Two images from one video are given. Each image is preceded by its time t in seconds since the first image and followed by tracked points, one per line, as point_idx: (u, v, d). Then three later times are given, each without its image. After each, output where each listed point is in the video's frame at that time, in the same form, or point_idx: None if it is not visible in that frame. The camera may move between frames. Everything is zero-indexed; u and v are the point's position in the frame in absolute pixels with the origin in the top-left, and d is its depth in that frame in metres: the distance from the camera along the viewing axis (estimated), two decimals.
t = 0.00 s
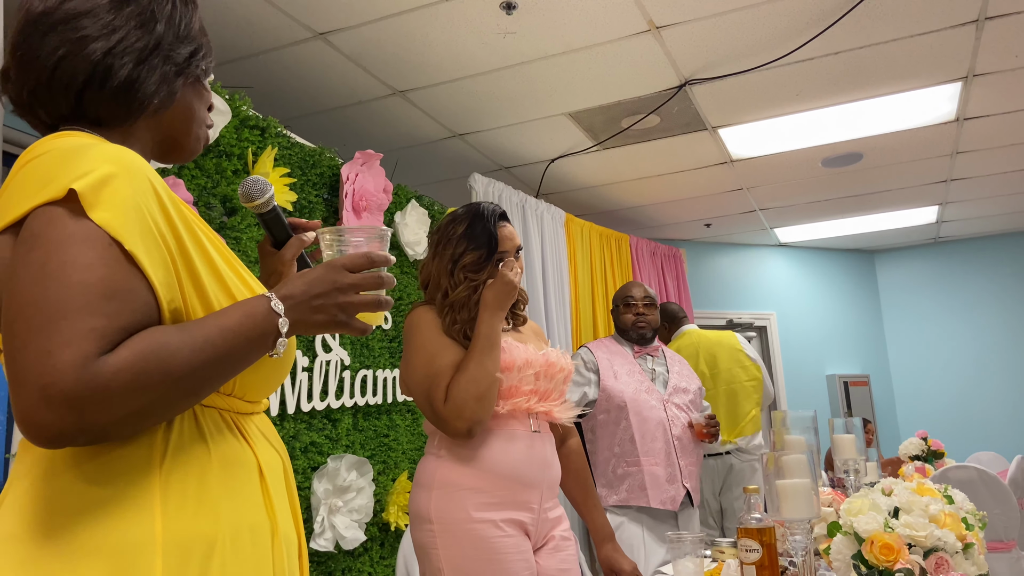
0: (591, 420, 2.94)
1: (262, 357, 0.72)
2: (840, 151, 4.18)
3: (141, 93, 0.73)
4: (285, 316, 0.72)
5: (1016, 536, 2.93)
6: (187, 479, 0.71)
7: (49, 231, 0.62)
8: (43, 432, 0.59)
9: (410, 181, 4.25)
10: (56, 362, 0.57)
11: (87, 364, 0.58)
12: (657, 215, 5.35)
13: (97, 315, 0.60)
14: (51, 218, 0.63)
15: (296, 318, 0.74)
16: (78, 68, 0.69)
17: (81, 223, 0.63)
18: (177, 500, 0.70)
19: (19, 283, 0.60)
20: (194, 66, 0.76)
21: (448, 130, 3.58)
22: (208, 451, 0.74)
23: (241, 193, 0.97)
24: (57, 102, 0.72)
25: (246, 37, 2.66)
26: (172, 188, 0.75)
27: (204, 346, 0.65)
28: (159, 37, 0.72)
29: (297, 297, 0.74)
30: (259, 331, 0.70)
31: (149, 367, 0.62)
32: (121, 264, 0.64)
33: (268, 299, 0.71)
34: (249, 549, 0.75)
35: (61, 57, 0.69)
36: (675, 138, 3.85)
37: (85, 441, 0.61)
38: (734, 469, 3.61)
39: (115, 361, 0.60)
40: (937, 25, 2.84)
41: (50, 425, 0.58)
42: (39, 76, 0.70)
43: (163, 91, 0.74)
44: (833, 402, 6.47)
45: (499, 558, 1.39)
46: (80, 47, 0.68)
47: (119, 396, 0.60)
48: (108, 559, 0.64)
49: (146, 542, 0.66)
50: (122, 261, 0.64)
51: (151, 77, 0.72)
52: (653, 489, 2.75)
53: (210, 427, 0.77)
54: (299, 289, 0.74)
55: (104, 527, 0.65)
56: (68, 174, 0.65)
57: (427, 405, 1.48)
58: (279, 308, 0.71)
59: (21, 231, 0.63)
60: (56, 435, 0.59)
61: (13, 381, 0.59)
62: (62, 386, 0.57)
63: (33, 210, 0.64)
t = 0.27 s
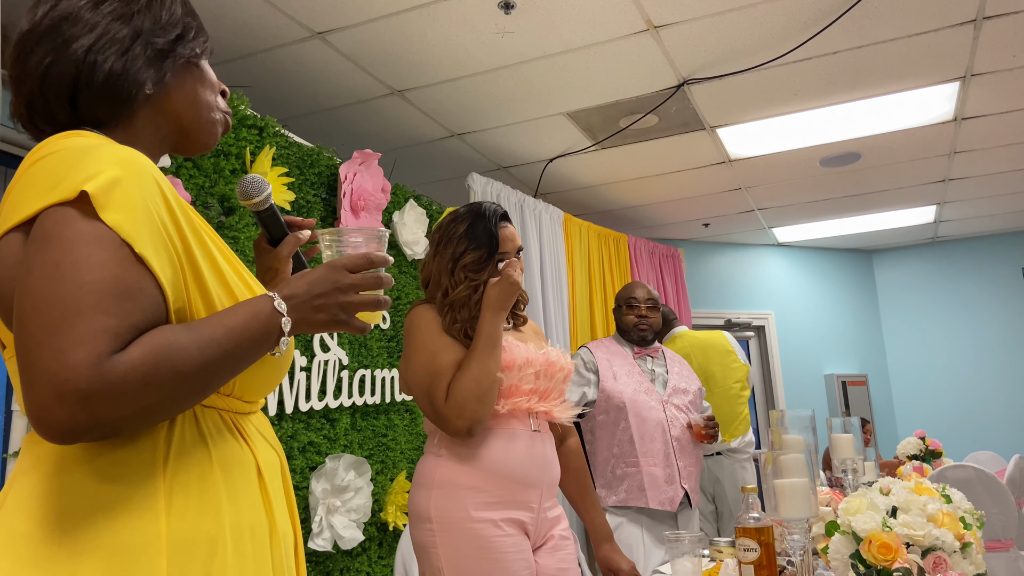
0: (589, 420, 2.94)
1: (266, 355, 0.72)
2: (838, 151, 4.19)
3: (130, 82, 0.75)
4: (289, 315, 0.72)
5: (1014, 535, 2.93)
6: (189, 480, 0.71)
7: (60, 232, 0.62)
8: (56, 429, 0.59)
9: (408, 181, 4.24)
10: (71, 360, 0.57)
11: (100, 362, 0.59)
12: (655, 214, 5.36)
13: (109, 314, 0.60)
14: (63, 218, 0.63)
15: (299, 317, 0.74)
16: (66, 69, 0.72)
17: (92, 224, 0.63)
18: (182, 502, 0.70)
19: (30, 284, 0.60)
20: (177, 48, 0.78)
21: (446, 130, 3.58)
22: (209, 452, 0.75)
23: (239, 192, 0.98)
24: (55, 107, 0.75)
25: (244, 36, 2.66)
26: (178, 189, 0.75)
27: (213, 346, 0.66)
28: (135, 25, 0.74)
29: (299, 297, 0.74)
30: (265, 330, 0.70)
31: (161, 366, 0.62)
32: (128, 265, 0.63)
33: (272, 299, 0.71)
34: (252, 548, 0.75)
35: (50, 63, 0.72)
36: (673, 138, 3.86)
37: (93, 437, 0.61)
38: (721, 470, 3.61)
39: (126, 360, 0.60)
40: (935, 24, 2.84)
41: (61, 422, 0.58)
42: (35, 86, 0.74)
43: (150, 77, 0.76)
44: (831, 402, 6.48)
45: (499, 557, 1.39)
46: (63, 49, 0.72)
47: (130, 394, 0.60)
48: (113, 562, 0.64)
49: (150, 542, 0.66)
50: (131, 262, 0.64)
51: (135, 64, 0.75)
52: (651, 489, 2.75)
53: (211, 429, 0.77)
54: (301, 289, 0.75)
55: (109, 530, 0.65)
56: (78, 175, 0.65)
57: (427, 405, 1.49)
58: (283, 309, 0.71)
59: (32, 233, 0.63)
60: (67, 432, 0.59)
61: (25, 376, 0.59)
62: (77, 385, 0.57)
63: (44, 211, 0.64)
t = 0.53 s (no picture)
0: (592, 422, 2.93)
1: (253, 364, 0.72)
2: (836, 151, 4.19)
3: (146, 98, 0.77)
4: (278, 323, 0.72)
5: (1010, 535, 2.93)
6: (169, 487, 0.72)
7: (46, 238, 0.62)
8: (33, 433, 0.60)
9: (405, 181, 4.24)
10: (47, 367, 0.58)
11: (77, 369, 0.59)
12: (653, 214, 5.36)
13: (88, 321, 0.61)
14: (48, 225, 0.63)
15: (288, 324, 0.73)
16: (85, 80, 0.75)
17: (77, 231, 0.64)
18: (161, 513, 0.70)
19: (13, 289, 0.61)
20: (199, 69, 0.79)
21: (443, 130, 3.58)
22: (191, 458, 0.75)
23: (254, 198, 1.02)
24: (71, 116, 0.77)
25: (241, 36, 2.66)
26: (170, 195, 0.75)
27: (194, 354, 0.66)
28: (159, 44, 0.76)
29: (289, 305, 0.74)
30: (249, 339, 0.70)
31: (139, 373, 0.63)
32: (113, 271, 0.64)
33: (260, 307, 0.72)
34: (233, 554, 0.75)
35: (72, 74, 0.75)
36: (671, 138, 3.86)
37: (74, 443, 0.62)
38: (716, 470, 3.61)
39: (103, 367, 0.61)
40: (932, 25, 2.84)
41: (39, 427, 0.59)
42: (55, 95, 0.76)
43: (167, 95, 0.78)
44: (828, 402, 6.49)
45: (498, 557, 1.39)
46: (86, 62, 0.74)
47: (106, 401, 0.61)
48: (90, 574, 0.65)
49: (127, 550, 0.67)
50: (116, 271, 0.64)
51: (153, 82, 0.76)
52: (653, 489, 2.74)
53: (194, 439, 0.77)
54: (292, 296, 0.74)
55: (87, 543, 0.66)
56: (64, 183, 0.66)
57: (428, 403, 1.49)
58: (271, 316, 0.72)
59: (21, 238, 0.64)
60: (45, 437, 0.60)
61: (7, 379, 0.60)
62: (52, 391, 0.58)
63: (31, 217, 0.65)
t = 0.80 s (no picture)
0: (593, 422, 2.93)
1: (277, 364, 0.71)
2: (832, 152, 4.20)
3: (180, 97, 0.76)
4: (302, 323, 0.72)
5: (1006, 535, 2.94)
6: (186, 486, 0.71)
7: (76, 231, 0.62)
8: (54, 428, 0.59)
9: (403, 181, 4.24)
10: (69, 360, 0.58)
11: (98, 364, 0.59)
12: (650, 215, 5.36)
13: (112, 316, 0.60)
14: (77, 218, 0.63)
15: (314, 326, 0.73)
16: (120, 77, 0.74)
17: (105, 225, 0.63)
18: (176, 512, 0.70)
19: (41, 282, 0.60)
20: (232, 67, 0.78)
21: (441, 130, 3.58)
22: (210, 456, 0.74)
23: (282, 196, 0.98)
24: (105, 112, 0.76)
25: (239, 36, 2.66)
26: (200, 194, 0.75)
27: (217, 353, 0.65)
28: (194, 41, 0.75)
29: (314, 305, 0.73)
30: (275, 339, 0.70)
31: (160, 370, 0.62)
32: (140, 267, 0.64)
33: (286, 307, 0.71)
34: (250, 556, 0.74)
35: (107, 69, 0.74)
36: (668, 139, 3.86)
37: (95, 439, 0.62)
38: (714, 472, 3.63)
39: (123, 363, 0.60)
40: (926, 27, 2.85)
41: (59, 422, 0.59)
42: (88, 91, 0.75)
43: (201, 94, 0.77)
44: (825, 402, 6.49)
45: (495, 557, 1.39)
46: (121, 58, 0.73)
47: (125, 399, 0.60)
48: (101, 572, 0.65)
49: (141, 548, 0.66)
50: (142, 268, 0.64)
51: (187, 80, 0.75)
52: (650, 490, 2.74)
53: (213, 438, 0.76)
54: (318, 296, 0.74)
55: (103, 539, 0.66)
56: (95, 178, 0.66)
57: (425, 403, 1.49)
58: (296, 316, 0.71)
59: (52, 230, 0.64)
60: (65, 432, 0.60)
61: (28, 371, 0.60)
62: (72, 385, 0.58)
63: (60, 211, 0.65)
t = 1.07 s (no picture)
0: (593, 421, 2.92)
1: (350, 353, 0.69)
2: (829, 152, 4.20)
3: (246, 89, 0.74)
4: (375, 312, 0.69)
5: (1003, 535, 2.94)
6: (257, 478, 0.71)
7: (162, 216, 0.62)
8: (142, 415, 0.58)
9: (401, 181, 4.24)
10: (160, 345, 0.57)
11: (189, 350, 0.58)
12: (648, 215, 5.37)
13: (198, 301, 0.60)
14: (163, 204, 0.63)
15: (385, 315, 0.71)
16: (187, 66, 0.73)
17: (190, 211, 0.63)
18: (250, 506, 0.69)
19: (128, 265, 0.60)
20: (301, 62, 0.76)
21: (438, 130, 3.58)
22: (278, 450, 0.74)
23: (343, 200, 0.95)
24: (171, 103, 0.75)
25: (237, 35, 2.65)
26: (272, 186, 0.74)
27: (298, 339, 0.64)
28: (264, 34, 0.74)
29: (383, 294, 0.71)
30: (350, 326, 0.67)
31: (245, 358, 0.61)
32: (221, 253, 0.63)
33: (356, 294, 0.69)
34: (316, 549, 0.74)
35: (174, 57, 0.73)
36: (665, 139, 3.86)
37: (179, 427, 0.61)
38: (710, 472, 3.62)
39: (213, 349, 0.59)
40: (921, 27, 2.85)
41: (148, 409, 0.58)
42: (153, 79, 0.74)
43: (268, 87, 0.75)
44: (822, 401, 6.50)
45: (493, 557, 1.39)
46: (189, 47, 0.72)
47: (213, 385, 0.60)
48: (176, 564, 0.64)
49: (214, 539, 0.66)
50: (227, 253, 0.64)
51: (255, 72, 0.74)
52: (647, 491, 2.75)
53: (280, 433, 0.76)
54: (387, 285, 0.72)
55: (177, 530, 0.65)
56: (177, 164, 0.65)
57: (424, 401, 1.47)
58: (368, 304, 0.69)
59: (134, 215, 0.64)
60: (153, 419, 0.59)
61: (114, 358, 0.59)
62: (164, 370, 0.57)
63: (142, 197, 0.64)
